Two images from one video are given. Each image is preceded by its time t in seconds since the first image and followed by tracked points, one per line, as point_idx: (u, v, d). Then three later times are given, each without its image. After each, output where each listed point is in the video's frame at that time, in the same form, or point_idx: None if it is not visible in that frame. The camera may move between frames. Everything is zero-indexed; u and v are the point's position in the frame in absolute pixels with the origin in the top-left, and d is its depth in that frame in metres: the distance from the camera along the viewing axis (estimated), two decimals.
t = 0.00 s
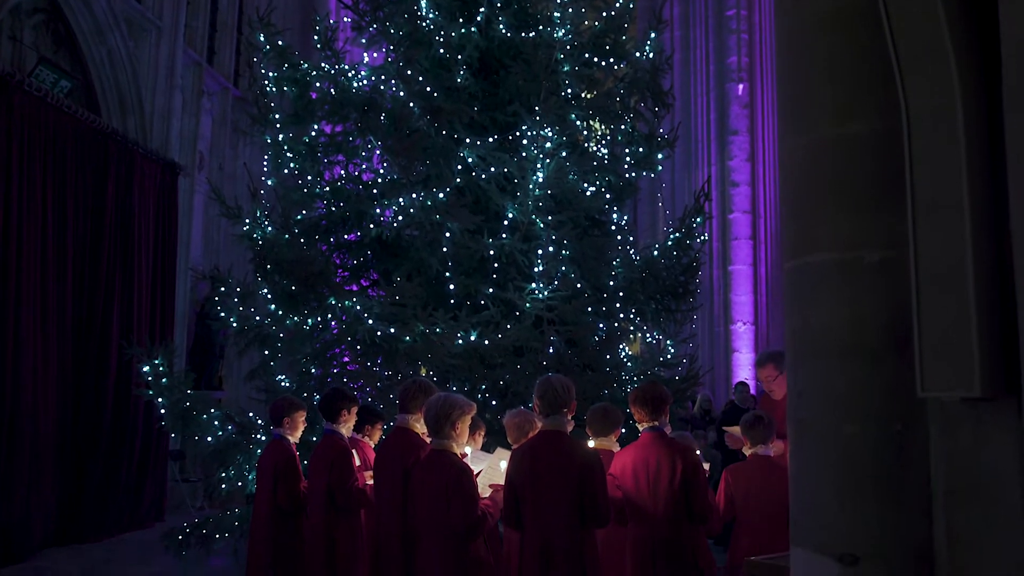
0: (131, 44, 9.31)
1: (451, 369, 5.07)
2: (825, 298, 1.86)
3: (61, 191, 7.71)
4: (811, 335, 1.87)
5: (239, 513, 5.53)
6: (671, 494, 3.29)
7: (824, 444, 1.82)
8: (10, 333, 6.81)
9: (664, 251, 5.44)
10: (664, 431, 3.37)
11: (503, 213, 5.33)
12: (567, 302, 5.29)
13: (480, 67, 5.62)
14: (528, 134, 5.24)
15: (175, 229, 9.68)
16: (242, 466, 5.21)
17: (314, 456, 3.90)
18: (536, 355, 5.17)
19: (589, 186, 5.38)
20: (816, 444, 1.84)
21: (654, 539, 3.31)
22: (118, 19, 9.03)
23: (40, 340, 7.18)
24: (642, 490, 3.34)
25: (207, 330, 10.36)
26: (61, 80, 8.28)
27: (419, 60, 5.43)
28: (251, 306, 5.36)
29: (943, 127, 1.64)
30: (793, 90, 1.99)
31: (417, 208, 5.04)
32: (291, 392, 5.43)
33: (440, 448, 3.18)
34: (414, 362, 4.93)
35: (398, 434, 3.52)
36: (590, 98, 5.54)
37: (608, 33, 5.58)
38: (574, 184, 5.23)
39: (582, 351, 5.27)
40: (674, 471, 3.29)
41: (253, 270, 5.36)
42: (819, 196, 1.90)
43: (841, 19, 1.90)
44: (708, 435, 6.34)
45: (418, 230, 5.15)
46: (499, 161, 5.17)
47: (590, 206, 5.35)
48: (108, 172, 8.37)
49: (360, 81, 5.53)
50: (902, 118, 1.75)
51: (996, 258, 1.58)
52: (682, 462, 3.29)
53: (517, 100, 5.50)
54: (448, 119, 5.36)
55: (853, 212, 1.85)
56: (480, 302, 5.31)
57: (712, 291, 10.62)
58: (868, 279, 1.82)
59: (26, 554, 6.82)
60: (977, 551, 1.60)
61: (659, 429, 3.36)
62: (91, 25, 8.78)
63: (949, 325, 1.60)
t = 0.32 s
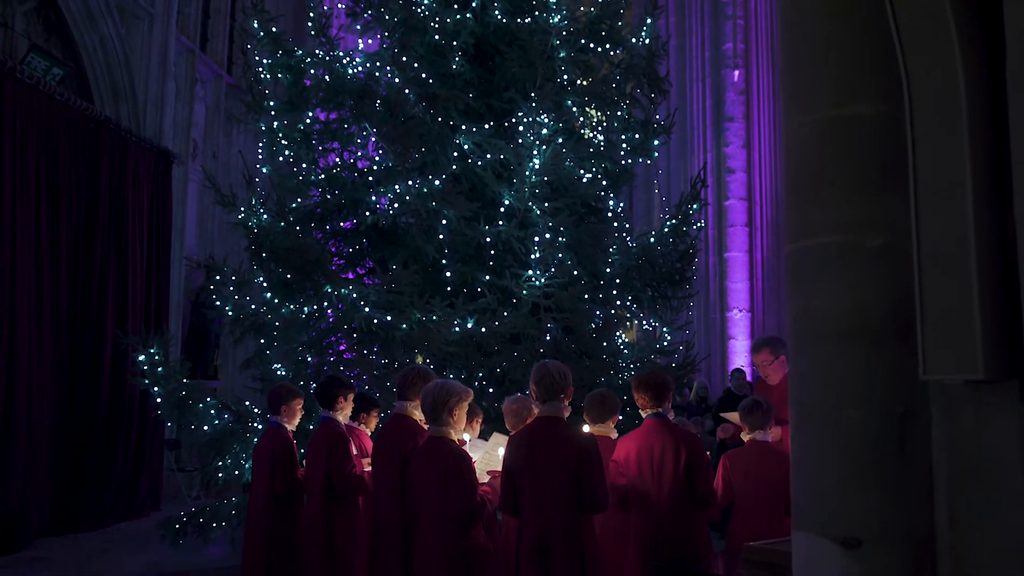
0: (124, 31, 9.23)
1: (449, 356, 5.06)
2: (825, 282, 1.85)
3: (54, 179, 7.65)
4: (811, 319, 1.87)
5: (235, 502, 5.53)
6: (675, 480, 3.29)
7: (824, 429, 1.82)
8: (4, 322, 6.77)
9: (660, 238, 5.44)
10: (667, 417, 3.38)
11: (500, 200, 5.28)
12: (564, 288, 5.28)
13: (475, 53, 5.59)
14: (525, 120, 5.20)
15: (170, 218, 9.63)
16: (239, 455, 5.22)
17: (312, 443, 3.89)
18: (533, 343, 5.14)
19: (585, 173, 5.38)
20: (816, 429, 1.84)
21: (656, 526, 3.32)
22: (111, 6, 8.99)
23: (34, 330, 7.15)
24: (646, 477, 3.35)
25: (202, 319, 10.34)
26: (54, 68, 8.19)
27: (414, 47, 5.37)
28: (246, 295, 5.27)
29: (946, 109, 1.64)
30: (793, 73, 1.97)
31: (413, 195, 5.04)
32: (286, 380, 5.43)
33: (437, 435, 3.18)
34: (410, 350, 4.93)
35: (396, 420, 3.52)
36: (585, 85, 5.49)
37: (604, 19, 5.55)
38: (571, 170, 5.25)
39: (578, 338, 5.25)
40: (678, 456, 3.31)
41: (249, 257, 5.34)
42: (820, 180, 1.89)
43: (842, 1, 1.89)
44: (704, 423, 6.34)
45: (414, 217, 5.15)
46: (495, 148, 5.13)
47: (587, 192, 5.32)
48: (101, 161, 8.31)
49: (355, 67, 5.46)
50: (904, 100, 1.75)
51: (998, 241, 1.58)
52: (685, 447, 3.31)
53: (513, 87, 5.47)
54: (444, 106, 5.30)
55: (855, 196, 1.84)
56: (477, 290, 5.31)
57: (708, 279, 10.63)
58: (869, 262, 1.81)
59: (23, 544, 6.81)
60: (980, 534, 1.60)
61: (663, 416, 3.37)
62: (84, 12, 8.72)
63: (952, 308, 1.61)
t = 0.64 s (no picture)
0: (121, 25, 9.19)
1: (447, 351, 5.06)
2: (830, 276, 1.84)
3: (51, 173, 7.61)
4: (817, 314, 1.86)
5: (234, 497, 5.53)
6: (684, 477, 3.26)
7: (828, 423, 1.81)
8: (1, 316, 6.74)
9: (660, 233, 5.41)
10: (680, 413, 3.35)
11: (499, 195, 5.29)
12: (563, 284, 5.29)
13: (474, 47, 5.57)
14: (524, 115, 5.20)
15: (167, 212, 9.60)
16: (237, 450, 5.15)
17: (312, 437, 3.88)
18: (532, 338, 5.16)
19: (585, 167, 5.33)
20: (820, 424, 1.83)
21: (661, 522, 3.30)
22: None
23: (31, 324, 7.13)
24: (655, 471, 3.33)
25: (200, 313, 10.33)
26: (51, 61, 8.08)
27: (413, 41, 5.33)
28: (244, 289, 5.26)
29: (954, 103, 1.63)
30: (797, 67, 1.96)
31: (412, 189, 5.04)
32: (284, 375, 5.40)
33: (437, 429, 3.17)
34: (409, 345, 4.92)
35: (397, 415, 3.51)
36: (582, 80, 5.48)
37: (603, 13, 5.54)
38: (571, 165, 5.21)
39: (578, 333, 5.27)
40: (688, 457, 3.27)
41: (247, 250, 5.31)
42: (824, 175, 1.88)
43: None
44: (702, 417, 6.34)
45: (412, 211, 5.15)
46: (495, 143, 5.15)
47: (586, 186, 5.34)
48: (98, 156, 8.28)
49: (353, 61, 5.36)
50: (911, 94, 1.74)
51: (1005, 235, 1.57)
52: (698, 449, 3.26)
53: (512, 81, 5.46)
54: (444, 100, 5.31)
55: (859, 190, 1.83)
56: (476, 284, 5.28)
57: (706, 274, 10.64)
58: (872, 257, 1.81)
59: (21, 539, 6.80)
60: (983, 529, 1.60)
61: (674, 411, 3.35)
62: (81, 4, 8.69)
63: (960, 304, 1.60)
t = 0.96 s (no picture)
0: (116, 21, 9.15)
1: (444, 348, 5.01)
2: (831, 273, 1.84)
3: (45, 170, 7.58)
4: (818, 311, 1.86)
5: (229, 494, 5.50)
6: (689, 475, 3.24)
7: (828, 420, 1.81)
8: None
9: (657, 232, 5.40)
10: (685, 411, 3.34)
11: (496, 191, 5.29)
12: (560, 281, 5.28)
13: (471, 44, 5.55)
14: (521, 112, 5.13)
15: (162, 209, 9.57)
16: (232, 447, 5.17)
17: (309, 434, 3.88)
18: (529, 335, 5.14)
19: (581, 165, 5.34)
20: (821, 420, 1.83)
21: (664, 518, 3.29)
22: None
23: (25, 322, 7.09)
24: (659, 467, 3.34)
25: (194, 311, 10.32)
26: (45, 58, 7.99)
27: (410, 37, 5.33)
28: (240, 286, 5.25)
29: (957, 101, 1.63)
30: (800, 64, 1.95)
31: (409, 186, 4.98)
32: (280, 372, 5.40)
33: (435, 427, 3.17)
34: (406, 343, 4.89)
35: (395, 412, 3.49)
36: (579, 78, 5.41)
37: (600, 11, 5.53)
38: (566, 163, 5.19)
39: (574, 331, 5.30)
40: (694, 456, 3.24)
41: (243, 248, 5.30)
42: (826, 172, 1.87)
43: None
44: (697, 414, 6.33)
45: (409, 209, 5.07)
46: (492, 139, 5.09)
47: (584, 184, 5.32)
48: (93, 153, 8.25)
49: (350, 58, 5.43)
50: (913, 91, 1.73)
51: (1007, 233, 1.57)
52: (704, 448, 3.24)
53: (508, 78, 5.44)
54: (441, 98, 5.29)
55: (861, 187, 1.83)
56: (472, 282, 5.30)
57: (702, 272, 10.63)
58: (873, 254, 1.80)
59: (15, 535, 6.78)
60: (983, 526, 1.60)
61: (680, 408, 3.34)
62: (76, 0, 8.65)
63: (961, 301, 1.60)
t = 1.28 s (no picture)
0: (111, 16, 9.11)
1: (440, 346, 4.97)
2: (831, 272, 1.85)
3: (39, 166, 7.55)
4: (817, 309, 1.86)
5: (223, 492, 5.48)
6: (688, 472, 3.25)
7: (828, 418, 1.82)
8: None
9: (652, 230, 5.42)
10: (685, 409, 3.33)
11: (491, 189, 5.28)
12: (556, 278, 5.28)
13: (467, 41, 5.52)
14: (517, 109, 5.15)
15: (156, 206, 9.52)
16: (228, 444, 5.14)
17: (306, 430, 3.89)
18: (526, 333, 5.12)
19: (578, 163, 5.34)
20: (820, 418, 1.84)
21: (665, 517, 3.30)
22: None
23: (20, 318, 7.06)
24: (658, 465, 3.34)
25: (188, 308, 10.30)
26: (40, 53, 7.95)
27: (407, 35, 5.30)
28: (235, 283, 5.25)
29: (957, 101, 1.63)
30: (800, 63, 1.96)
31: (405, 183, 4.97)
32: (276, 370, 5.37)
33: (433, 425, 3.16)
34: (402, 340, 4.85)
35: (393, 410, 3.48)
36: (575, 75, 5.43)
37: (596, 9, 5.53)
38: (562, 160, 5.19)
39: (570, 329, 5.26)
40: (694, 453, 3.25)
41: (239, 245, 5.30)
42: (826, 171, 1.88)
43: None
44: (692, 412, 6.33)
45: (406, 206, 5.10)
46: (488, 137, 5.11)
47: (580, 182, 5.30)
48: (87, 148, 8.21)
49: (346, 55, 5.39)
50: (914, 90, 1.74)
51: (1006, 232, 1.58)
52: (703, 446, 3.24)
53: (505, 76, 5.42)
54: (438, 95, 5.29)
55: (862, 186, 1.83)
56: (467, 280, 5.28)
57: (697, 271, 10.63)
58: (873, 253, 1.81)
59: (8, 532, 6.75)
60: (982, 524, 1.61)
61: (679, 406, 3.33)
62: None
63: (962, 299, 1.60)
